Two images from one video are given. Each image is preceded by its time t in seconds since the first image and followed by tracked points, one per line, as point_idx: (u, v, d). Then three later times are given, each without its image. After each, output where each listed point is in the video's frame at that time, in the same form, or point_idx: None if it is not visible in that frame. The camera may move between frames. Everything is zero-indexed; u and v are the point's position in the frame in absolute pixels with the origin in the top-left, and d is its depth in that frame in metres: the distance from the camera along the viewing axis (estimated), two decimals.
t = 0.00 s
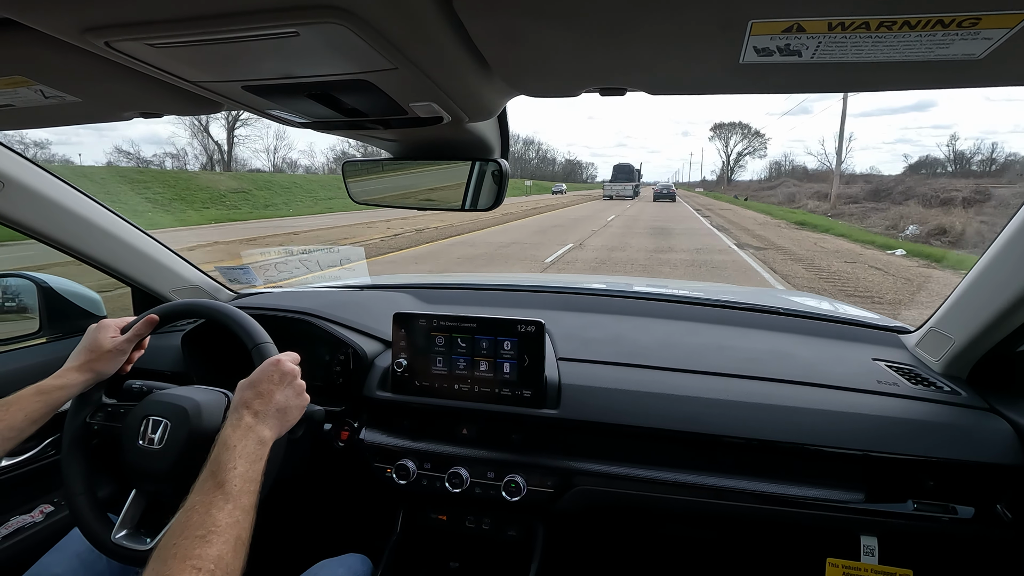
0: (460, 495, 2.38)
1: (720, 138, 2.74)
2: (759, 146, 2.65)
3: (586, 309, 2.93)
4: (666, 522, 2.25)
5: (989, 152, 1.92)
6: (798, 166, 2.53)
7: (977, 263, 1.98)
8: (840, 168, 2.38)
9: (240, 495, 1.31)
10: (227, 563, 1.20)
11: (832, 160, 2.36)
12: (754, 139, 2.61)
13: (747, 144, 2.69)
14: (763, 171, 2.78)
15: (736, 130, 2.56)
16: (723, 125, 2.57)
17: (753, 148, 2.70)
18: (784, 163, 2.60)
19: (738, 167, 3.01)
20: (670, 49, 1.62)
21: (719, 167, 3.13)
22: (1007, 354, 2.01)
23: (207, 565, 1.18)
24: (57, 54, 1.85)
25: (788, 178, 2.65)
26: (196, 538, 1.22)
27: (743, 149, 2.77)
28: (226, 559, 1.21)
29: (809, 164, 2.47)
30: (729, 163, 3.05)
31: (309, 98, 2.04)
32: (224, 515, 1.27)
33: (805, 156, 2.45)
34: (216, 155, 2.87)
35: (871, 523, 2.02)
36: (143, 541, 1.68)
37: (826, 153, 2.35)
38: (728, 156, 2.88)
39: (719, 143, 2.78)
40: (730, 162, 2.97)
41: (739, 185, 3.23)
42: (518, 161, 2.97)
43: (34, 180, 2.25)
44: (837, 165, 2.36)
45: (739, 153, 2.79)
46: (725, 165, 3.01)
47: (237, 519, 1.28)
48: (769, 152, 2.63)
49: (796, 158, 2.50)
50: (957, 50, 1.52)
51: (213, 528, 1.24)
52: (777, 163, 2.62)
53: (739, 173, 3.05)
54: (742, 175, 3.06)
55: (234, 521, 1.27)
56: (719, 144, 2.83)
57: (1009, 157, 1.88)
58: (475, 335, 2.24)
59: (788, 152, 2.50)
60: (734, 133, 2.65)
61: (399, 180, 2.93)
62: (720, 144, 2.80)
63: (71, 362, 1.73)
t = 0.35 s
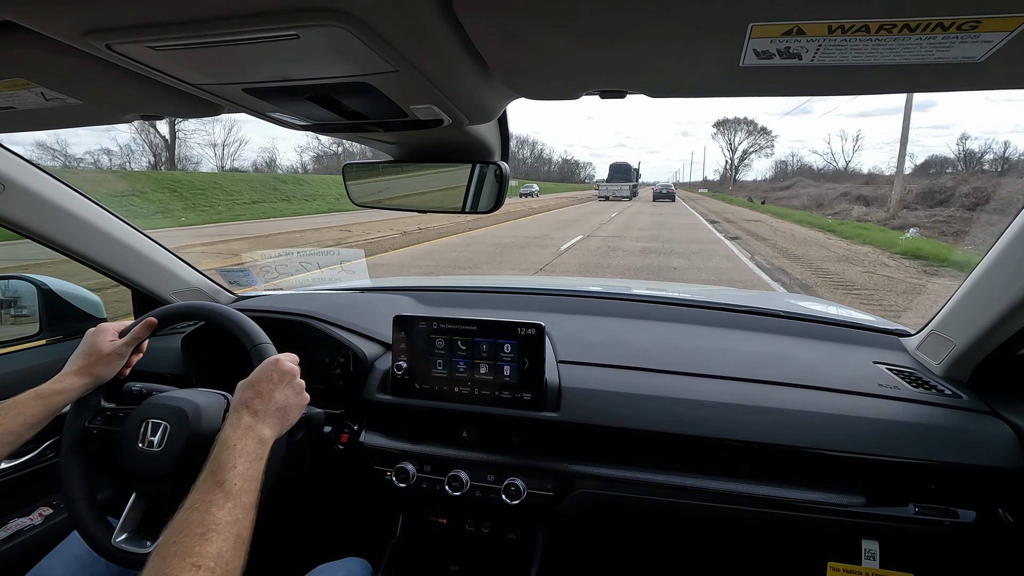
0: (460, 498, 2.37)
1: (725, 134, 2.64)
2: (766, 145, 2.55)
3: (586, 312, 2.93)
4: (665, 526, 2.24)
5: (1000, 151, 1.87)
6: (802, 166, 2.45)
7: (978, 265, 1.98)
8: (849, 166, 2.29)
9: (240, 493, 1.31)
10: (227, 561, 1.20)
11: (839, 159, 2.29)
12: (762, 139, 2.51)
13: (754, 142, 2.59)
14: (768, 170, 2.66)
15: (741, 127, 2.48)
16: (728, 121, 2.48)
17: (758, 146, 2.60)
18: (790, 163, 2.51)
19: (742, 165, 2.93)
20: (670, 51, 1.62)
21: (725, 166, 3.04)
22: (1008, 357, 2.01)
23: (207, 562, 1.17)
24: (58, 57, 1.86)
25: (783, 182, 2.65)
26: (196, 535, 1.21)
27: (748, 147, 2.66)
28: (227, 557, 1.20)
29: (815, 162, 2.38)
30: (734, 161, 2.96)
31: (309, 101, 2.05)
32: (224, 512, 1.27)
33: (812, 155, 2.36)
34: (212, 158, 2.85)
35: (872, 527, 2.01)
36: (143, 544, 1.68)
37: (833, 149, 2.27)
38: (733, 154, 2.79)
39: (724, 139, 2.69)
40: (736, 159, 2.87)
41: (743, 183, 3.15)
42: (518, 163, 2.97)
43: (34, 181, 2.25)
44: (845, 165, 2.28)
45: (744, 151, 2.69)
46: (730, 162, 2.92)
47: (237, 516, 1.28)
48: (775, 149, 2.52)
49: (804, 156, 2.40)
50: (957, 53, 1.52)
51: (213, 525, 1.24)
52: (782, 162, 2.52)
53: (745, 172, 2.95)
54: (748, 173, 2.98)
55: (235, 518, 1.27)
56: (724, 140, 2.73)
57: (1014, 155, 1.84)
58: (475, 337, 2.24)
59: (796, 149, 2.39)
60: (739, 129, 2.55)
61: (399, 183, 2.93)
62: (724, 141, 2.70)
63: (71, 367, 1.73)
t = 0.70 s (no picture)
0: (459, 497, 2.37)
1: (730, 130, 2.46)
2: (774, 144, 2.44)
3: (584, 311, 2.93)
4: (663, 525, 2.24)
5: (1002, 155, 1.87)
6: (811, 165, 2.37)
7: (977, 265, 1.98)
8: (856, 167, 2.21)
9: (238, 492, 1.31)
10: (223, 561, 1.20)
11: (844, 160, 2.22)
12: (773, 134, 2.38)
13: (763, 144, 2.47)
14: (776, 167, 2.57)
15: (746, 122, 2.34)
16: (732, 116, 2.34)
17: (765, 144, 2.47)
18: (799, 160, 2.42)
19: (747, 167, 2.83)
20: (670, 51, 1.62)
21: (729, 166, 2.92)
22: (1007, 357, 2.01)
23: (203, 563, 1.17)
24: (56, 54, 1.85)
25: (780, 183, 2.64)
26: (194, 534, 1.22)
27: (755, 146, 2.52)
28: (223, 557, 1.20)
29: (822, 161, 2.31)
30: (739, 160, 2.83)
31: (309, 99, 2.04)
32: (222, 511, 1.27)
33: (821, 153, 2.29)
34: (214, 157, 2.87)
35: (870, 526, 2.02)
36: (141, 542, 1.68)
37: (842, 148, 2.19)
38: (738, 151, 2.63)
39: (728, 137, 2.51)
40: (740, 158, 2.74)
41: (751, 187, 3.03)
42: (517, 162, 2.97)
43: (33, 179, 2.25)
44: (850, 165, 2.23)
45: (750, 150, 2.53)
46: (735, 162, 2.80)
47: (235, 515, 1.28)
48: (784, 148, 2.41)
49: (814, 154, 2.31)
50: (956, 54, 1.52)
51: (211, 524, 1.24)
52: (789, 162, 2.46)
53: (752, 171, 2.83)
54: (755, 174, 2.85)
55: (231, 518, 1.27)
56: (727, 139, 2.55)
57: (1018, 155, 1.83)
58: (473, 336, 2.24)
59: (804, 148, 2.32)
60: (744, 126, 2.40)
61: (398, 182, 2.93)
62: (728, 139, 2.54)
63: (71, 364, 1.73)
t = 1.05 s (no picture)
0: (457, 495, 2.38)
1: (734, 126, 2.42)
2: (784, 141, 2.40)
3: (583, 310, 2.94)
4: (660, 524, 2.25)
5: (1001, 155, 1.88)
6: (818, 165, 2.38)
7: (974, 265, 1.98)
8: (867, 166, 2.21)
9: (235, 492, 1.32)
10: (220, 561, 1.20)
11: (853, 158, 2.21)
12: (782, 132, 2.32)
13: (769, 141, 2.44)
14: (783, 166, 2.57)
15: (754, 118, 2.27)
16: (738, 111, 2.25)
17: (772, 140, 2.42)
18: (809, 159, 2.39)
19: (753, 166, 2.83)
20: (669, 50, 1.62)
21: (734, 165, 2.88)
22: (1004, 357, 2.01)
23: (201, 563, 1.17)
24: (55, 50, 1.85)
25: (786, 182, 2.65)
26: (190, 534, 1.22)
27: (763, 143, 2.48)
28: (220, 557, 1.20)
29: (826, 161, 2.31)
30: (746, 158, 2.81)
31: (307, 96, 2.04)
32: (218, 511, 1.27)
33: (829, 151, 2.27)
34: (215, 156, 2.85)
35: (866, 525, 2.02)
36: (137, 539, 1.68)
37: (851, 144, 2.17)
38: (745, 148, 2.59)
39: (734, 132, 2.47)
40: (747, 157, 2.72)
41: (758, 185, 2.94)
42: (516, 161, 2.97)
43: (32, 176, 2.25)
44: (851, 164, 2.23)
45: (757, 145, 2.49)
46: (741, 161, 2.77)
47: (232, 514, 1.28)
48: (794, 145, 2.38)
49: (823, 152, 2.29)
50: (955, 54, 1.52)
51: (207, 524, 1.24)
52: (797, 161, 2.44)
53: (758, 171, 2.81)
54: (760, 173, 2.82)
55: (228, 516, 1.27)
56: (732, 133, 2.49)
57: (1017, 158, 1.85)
58: (471, 335, 2.24)
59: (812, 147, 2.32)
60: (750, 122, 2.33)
61: (397, 180, 2.93)
62: (734, 134, 2.49)
63: (70, 361, 1.72)
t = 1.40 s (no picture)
0: (458, 496, 2.38)
1: (740, 121, 2.36)
2: (795, 137, 2.35)
3: (583, 310, 2.93)
4: (662, 524, 2.25)
5: (998, 154, 1.88)
6: (820, 164, 2.38)
7: (974, 263, 1.98)
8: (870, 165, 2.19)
9: (238, 495, 1.31)
10: (224, 565, 1.20)
11: (854, 159, 2.20)
12: (795, 124, 2.26)
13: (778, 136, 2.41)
14: (791, 165, 2.54)
15: (760, 111, 2.23)
16: (744, 106, 2.20)
17: (783, 135, 2.39)
18: (820, 157, 2.35)
19: (759, 165, 2.82)
20: (668, 50, 1.62)
21: (740, 163, 2.87)
22: (1004, 355, 2.01)
23: (204, 566, 1.18)
24: (54, 53, 1.85)
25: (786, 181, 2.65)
26: (193, 538, 1.21)
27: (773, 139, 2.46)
28: (224, 561, 1.21)
29: (827, 159, 2.31)
30: (754, 157, 2.80)
31: (306, 98, 2.04)
32: (221, 514, 1.27)
33: (832, 150, 2.27)
34: (213, 157, 2.84)
35: (867, 524, 2.02)
36: (138, 542, 1.68)
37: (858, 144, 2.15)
38: (753, 144, 2.57)
39: (739, 126, 2.41)
40: (755, 155, 2.70)
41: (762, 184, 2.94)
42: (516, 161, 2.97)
43: (31, 179, 2.24)
44: (850, 163, 2.23)
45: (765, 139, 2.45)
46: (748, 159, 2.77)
47: (236, 518, 1.28)
48: (805, 142, 2.33)
49: (828, 151, 2.28)
50: (954, 53, 1.52)
51: (210, 528, 1.24)
52: (804, 160, 2.44)
53: (766, 169, 2.79)
54: (766, 171, 2.81)
55: (231, 520, 1.27)
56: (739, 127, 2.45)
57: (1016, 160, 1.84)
58: (472, 336, 2.24)
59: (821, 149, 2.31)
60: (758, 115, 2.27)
61: (397, 181, 2.93)
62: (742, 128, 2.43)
63: (70, 364, 1.72)
